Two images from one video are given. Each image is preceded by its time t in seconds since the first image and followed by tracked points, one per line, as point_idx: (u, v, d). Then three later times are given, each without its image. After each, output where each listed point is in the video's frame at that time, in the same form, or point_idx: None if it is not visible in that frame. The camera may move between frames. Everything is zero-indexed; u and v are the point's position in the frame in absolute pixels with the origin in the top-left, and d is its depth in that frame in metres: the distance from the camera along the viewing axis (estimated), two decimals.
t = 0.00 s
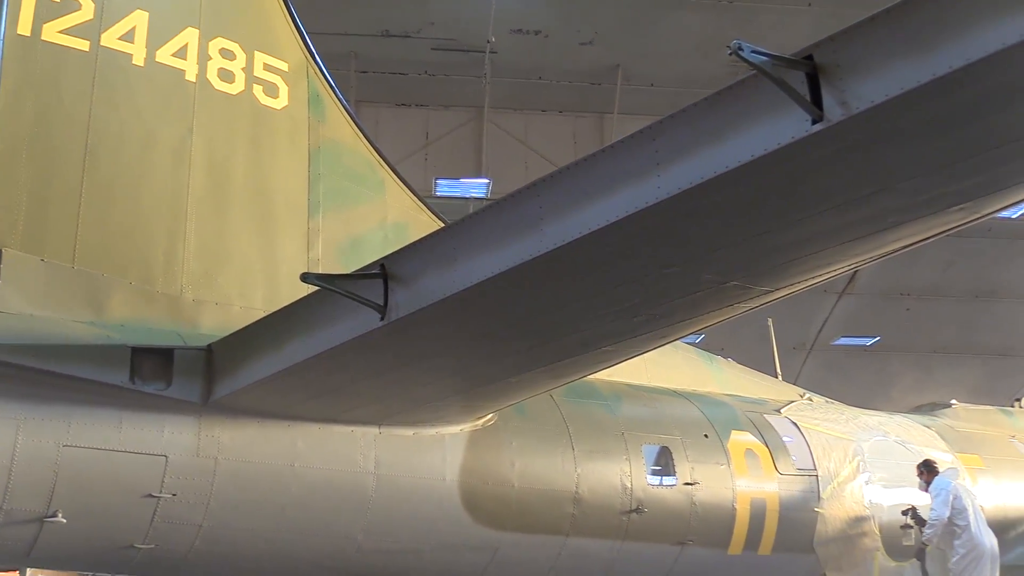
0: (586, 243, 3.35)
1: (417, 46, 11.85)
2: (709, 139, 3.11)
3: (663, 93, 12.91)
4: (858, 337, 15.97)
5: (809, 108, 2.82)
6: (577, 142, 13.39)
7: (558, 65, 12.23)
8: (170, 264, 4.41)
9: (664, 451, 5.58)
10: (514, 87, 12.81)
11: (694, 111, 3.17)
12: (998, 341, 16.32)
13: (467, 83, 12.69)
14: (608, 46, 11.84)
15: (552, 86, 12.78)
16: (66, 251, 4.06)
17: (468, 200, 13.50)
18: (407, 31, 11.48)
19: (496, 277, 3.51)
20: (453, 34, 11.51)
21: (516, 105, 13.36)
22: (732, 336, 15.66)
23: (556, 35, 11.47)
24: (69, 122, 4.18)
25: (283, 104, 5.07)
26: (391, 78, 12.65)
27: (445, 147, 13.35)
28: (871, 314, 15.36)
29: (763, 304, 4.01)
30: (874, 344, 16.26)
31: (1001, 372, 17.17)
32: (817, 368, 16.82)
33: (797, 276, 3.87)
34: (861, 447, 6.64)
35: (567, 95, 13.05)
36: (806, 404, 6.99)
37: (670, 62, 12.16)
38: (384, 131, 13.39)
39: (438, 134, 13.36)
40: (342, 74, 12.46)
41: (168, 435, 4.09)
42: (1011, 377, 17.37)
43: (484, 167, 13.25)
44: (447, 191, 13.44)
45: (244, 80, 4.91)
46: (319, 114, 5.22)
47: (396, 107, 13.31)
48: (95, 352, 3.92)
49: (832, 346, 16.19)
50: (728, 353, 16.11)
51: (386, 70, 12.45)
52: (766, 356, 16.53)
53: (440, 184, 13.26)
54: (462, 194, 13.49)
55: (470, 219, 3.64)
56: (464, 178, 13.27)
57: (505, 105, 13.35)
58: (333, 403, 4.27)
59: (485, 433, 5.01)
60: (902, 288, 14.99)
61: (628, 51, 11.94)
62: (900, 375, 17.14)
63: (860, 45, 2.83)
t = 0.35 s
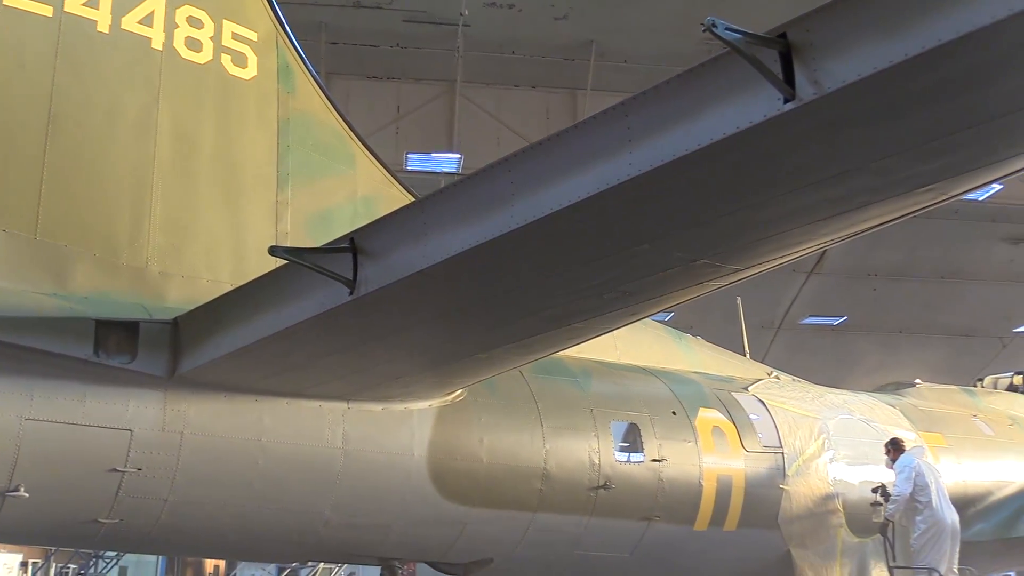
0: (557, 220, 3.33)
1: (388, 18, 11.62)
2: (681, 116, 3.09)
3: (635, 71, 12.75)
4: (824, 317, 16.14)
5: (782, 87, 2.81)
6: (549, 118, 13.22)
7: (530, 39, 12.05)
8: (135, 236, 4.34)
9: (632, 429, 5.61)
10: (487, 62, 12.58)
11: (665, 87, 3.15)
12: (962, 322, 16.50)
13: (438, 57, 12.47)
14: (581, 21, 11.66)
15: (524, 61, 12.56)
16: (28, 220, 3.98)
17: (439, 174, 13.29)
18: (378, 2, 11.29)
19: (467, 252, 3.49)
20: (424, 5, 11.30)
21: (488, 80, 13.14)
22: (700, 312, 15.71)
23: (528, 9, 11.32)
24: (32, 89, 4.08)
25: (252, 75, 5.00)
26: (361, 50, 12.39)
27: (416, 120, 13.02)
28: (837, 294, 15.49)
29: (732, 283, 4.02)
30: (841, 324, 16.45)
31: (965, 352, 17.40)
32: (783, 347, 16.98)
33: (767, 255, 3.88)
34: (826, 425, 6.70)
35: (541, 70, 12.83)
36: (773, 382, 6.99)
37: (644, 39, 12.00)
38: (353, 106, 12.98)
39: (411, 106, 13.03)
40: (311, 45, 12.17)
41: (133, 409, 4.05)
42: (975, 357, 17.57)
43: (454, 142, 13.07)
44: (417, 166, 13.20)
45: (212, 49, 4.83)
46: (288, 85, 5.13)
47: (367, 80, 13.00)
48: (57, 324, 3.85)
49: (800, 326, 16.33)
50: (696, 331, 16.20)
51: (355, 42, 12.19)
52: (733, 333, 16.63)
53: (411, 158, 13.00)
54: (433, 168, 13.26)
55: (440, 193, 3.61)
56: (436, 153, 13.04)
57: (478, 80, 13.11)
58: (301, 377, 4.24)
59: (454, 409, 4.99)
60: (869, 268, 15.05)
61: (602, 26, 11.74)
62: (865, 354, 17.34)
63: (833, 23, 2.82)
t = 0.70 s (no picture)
0: (529, 197, 3.30)
1: None
2: (653, 93, 3.08)
3: (610, 48, 12.60)
4: (795, 298, 16.24)
5: (756, 66, 2.79)
6: (523, 94, 13.11)
7: (504, 14, 11.87)
8: (101, 210, 4.25)
9: (602, 408, 5.62)
10: (460, 37, 12.38)
11: (638, 65, 3.12)
12: (930, 304, 16.71)
13: (411, 32, 12.24)
14: None
15: (498, 37, 12.38)
16: None
17: (411, 151, 13.23)
18: None
19: (438, 230, 3.45)
20: None
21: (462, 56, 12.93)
22: (673, 292, 15.75)
23: None
24: None
25: (221, 47, 4.93)
26: (333, 24, 12.07)
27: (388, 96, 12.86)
28: (808, 276, 15.56)
29: (705, 263, 4.02)
30: (811, 305, 16.55)
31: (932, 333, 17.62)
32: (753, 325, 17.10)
33: (740, 236, 3.87)
34: (795, 405, 6.75)
35: (515, 46, 12.64)
36: (744, 362, 7.02)
37: (619, 16, 11.85)
38: (326, 79, 12.78)
39: (383, 81, 12.86)
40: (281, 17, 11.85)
41: (99, 385, 3.99)
42: (941, 337, 17.80)
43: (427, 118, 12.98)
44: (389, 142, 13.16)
45: (180, 20, 4.79)
46: (258, 57, 5.06)
47: (339, 54, 12.76)
48: (20, 298, 3.78)
49: (771, 306, 16.41)
50: (668, 310, 16.29)
51: (327, 15, 11.86)
52: (705, 313, 16.66)
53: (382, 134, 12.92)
54: (405, 144, 13.20)
55: (412, 169, 3.56)
56: (407, 129, 12.98)
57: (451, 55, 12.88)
58: (270, 354, 4.19)
59: (425, 387, 4.97)
60: (840, 250, 15.12)
61: (577, 2, 11.56)
62: (834, 334, 17.49)
63: (809, 3, 2.80)
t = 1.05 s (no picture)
0: (503, 176, 3.25)
1: None
2: (628, 71, 3.03)
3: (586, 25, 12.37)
4: (769, 280, 16.27)
5: (733, 46, 2.75)
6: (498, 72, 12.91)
7: None
8: (65, 184, 4.16)
9: (575, 389, 5.61)
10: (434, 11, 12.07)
11: (613, 42, 3.08)
12: (902, 287, 16.86)
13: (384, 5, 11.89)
14: None
15: (473, 12, 12.10)
16: None
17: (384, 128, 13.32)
18: None
19: (411, 208, 3.39)
20: None
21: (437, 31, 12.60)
22: (648, 274, 15.76)
23: None
24: None
25: (190, 19, 4.84)
26: None
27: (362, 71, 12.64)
28: (782, 257, 15.57)
29: (680, 244, 3.99)
30: (785, 287, 16.58)
31: (904, 316, 17.79)
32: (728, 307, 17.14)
33: (716, 217, 3.85)
34: (768, 387, 6.77)
35: (491, 22, 12.37)
36: (717, 344, 7.02)
37: None
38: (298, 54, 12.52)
39: (356, 55, 12.60)
40: None
41: (65, 363, 3.93)
42: (913, 320, 17.97)
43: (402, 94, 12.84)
44: (362, 118, 13.17)
45: None
46: (228, 29, 4.97)
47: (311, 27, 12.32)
48: None
49: (745, 288, 16.43)
50: (643, 293, 16.33)
51: None
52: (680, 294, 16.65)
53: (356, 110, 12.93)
54: (379, 121, 13.30)
55: (384, 146, 3.50)
56: (381, 106, 13.05)
57: (426, 30, 12.55)
58: (239, 332, 4.13)
59: (397, 366, 4.93)
60: (815, 232, 15.17)
61: None
62: (807, 317, 17.55)
63: None
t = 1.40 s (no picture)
0: (479, 156, 3.20)
1: None
2: (605, 51, 2.98)
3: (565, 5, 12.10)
4: (747, 263, 16.28)
5: (713, 26, 2.70)
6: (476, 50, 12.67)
7: None
8: (31, 160, 4.07)
9: (551, 370, 5.59)
10: None
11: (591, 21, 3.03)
12: (878, 271, 16.97)
13: None
14: None
15: None
16: None
17: (359, 105, 13.04)
18: None
19: (385, 187, 3.34)
20: None
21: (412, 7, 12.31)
22: (626, 258, 15.75)
23: None
24: None
25: None
26: None
27: (336, 47, 12.38)
28: (760, 240, 15.58)
29: (657, 225, 3.97)
30: (761, 270, 16.58)
31: (880, 301, 17.92)
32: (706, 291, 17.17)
33: (693, 198, 3.82)
34: (744, 370, 6.78)
35: None
36: (694, 326, 7.01)
37: None
38: (272, 29, 12.25)
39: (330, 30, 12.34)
40: None
41: (30, 342, 3.86)
42: (889, 304, 18.11)
43: (377, 70, 12.63)
44: (337, 95, 12.90)
45: None
46: (198, 3, 4.91)
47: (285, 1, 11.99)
48: None
49: (722, 270, 16.42)
50: (621, 277, 16.33)
51: None
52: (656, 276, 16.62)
53: (330, 86, 12.62)
54: (354, 98, 13.02)
55: (358, 124, 3.44)
56: (356, 82, 12.75)
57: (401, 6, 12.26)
58: (209, 312, 4.07)
59: (371, 347, 4.89)
60: (792, 215, 15.17)
61: None
62: (784, 301, 17.62)
63: None
